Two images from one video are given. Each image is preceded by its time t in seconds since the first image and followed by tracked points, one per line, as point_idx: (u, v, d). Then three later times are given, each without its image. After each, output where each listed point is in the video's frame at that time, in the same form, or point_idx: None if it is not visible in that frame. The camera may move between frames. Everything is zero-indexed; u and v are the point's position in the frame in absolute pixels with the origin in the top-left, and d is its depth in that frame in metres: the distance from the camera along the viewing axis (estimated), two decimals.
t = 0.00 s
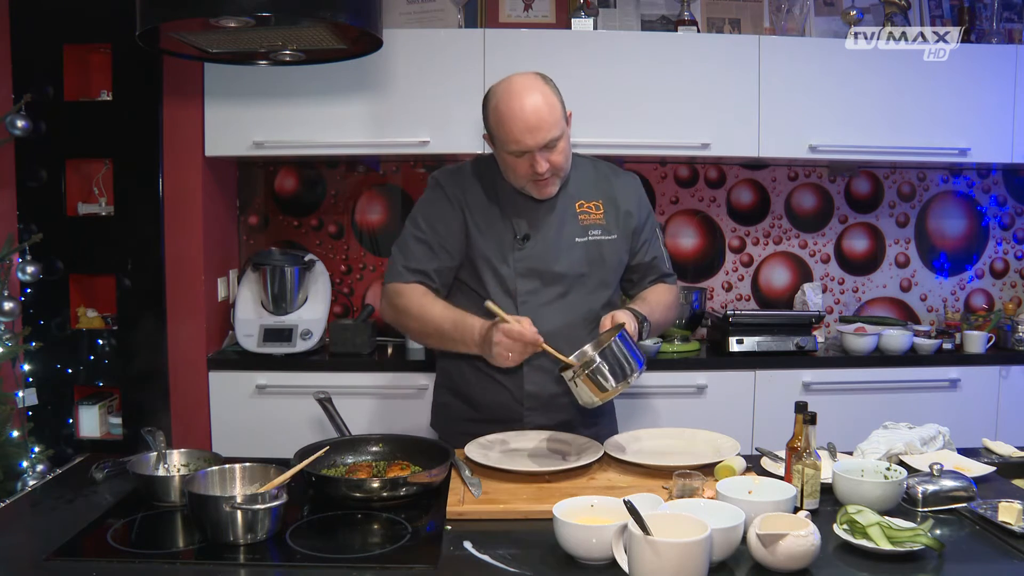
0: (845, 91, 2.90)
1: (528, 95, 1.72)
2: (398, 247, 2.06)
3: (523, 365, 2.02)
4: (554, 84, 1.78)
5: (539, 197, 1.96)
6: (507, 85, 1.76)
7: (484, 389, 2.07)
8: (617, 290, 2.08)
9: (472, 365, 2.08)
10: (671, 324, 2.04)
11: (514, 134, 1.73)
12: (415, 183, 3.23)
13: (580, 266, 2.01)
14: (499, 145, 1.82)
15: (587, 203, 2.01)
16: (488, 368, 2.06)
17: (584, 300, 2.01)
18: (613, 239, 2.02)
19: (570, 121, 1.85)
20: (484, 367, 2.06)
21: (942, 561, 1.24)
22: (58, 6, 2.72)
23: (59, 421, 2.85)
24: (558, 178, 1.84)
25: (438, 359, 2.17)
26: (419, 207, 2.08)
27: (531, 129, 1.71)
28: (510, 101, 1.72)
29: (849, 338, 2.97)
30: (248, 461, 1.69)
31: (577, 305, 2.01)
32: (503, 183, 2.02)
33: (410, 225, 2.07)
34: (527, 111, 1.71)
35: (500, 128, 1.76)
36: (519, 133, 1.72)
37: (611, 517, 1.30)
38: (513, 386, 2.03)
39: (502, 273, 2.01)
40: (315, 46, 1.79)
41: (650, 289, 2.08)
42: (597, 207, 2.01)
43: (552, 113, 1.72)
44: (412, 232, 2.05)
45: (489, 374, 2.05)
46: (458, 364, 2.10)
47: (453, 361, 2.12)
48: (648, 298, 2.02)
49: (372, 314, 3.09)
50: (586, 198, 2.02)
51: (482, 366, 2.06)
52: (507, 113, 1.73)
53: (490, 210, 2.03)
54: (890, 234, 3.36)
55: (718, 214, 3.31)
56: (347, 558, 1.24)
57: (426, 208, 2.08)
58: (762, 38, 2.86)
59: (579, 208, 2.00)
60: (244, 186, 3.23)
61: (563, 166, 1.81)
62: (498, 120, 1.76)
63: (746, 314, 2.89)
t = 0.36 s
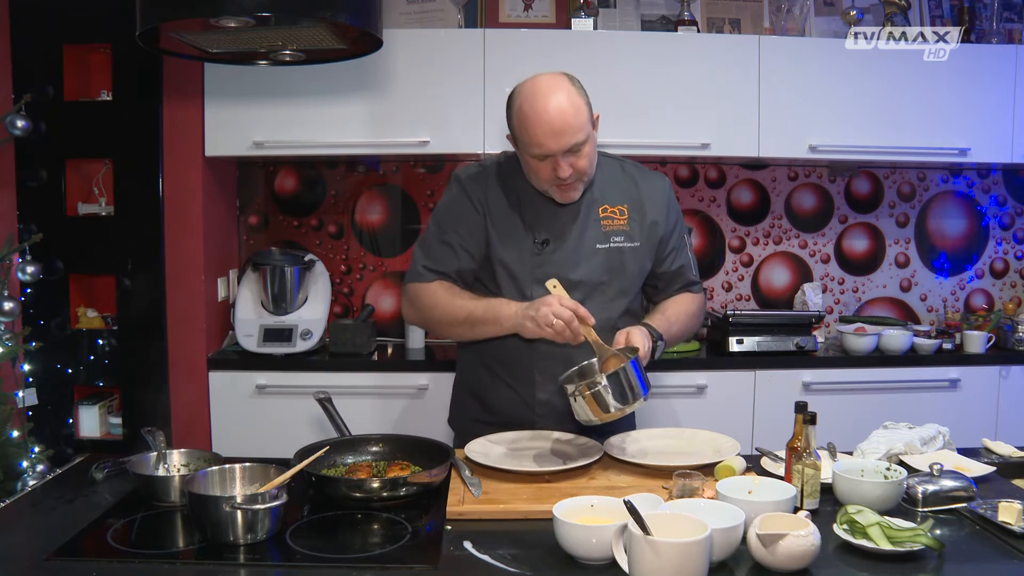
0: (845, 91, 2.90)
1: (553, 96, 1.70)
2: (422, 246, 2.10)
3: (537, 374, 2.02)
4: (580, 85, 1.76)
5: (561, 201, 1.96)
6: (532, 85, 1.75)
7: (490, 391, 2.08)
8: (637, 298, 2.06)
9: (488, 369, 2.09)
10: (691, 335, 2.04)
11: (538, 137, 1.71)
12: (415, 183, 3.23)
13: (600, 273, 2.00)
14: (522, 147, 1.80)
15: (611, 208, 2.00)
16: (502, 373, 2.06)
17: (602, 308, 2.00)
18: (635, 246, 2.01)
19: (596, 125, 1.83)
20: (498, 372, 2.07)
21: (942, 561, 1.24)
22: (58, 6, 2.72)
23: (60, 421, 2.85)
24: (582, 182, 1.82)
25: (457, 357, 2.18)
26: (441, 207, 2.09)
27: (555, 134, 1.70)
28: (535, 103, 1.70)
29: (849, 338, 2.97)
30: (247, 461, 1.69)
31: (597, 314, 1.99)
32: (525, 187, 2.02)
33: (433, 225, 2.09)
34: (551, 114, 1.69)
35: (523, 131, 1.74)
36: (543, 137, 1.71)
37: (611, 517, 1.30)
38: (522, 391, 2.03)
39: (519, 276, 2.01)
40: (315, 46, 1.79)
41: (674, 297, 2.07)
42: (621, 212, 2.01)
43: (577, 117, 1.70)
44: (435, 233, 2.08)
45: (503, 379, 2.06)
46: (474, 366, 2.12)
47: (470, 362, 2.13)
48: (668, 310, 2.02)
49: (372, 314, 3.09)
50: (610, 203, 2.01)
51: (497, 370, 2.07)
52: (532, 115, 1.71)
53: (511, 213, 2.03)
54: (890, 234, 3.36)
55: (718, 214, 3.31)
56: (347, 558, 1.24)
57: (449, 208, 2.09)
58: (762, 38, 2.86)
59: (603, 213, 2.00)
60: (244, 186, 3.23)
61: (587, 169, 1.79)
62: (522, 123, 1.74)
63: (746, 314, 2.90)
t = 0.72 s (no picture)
0: (845, 91, 2.90)
1: (561, 98, 1.70)
2: (427, 248, 2.09)
3: (541, 377, 2.02)
4: (587, 85, 1.76)
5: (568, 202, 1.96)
6: (540, 86, 1.75)
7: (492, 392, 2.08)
8: (645, 299, 2.07)
9: (493, 371, 2.09)
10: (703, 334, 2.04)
11: (546, 139, 1.71)
12: (415, 183, 3.23)
13: (608, 275, 2.00)
14: (529, 149, 1.80)
15: (619, 209, 2.01)
16: (507, 376, 2.07)
17: (609, 310, 2.00)
18: (643, 248, 2.01)
19: (603, 125, 1.83)
20: (503, 374, 2.07)
21: (942, 561, 1.24)
22: (57, 6, 2.72)
23: (60, 421, 2.85)
24: (589, 183, 1.82)
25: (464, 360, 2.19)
26: (447, 209, 2.08)
27: (563, 136, 1.70)
28: (542, 105, 1.70)
29: (849, 338, 2.97)
30: (247, 461, 1.69)
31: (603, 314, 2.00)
32: (530, 189, 2.02)
33: (439, 227, 2.08)
34: (559, 116, 1.70)
35: (531, 133, 1.74)
36: (551, 139, 1.71)
37: (611, 517, 1.30)
38: (526, 392, 2.03)
39: (525, 278, 2.02)
40: (315, 46, 1.79)
41: (685, 296, 2.07)
42: (629, 213, 2.01)
43: (585, 118, 1.70)
44: (441, 235, 2.06)
45: (507, 380, 2.07)
46: (480, 368, 2.12)
47: (475, 362, 2.14)
48: (681, 308, 2.01)
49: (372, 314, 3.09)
50: (617, 204, 2.01)
51: (502, 373, 2.07)
52: (540, 117, 1.71)
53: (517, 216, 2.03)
54: (890, 234, 3.36)
55: (718, 214, 3.31)
56: (347, 558, 1.24)
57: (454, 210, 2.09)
58: (762, 38, 2.86)
59: (611, 214, 2.00)
60: (244, 186, 3.23)
61: (594, 171, 1.80)
62: (530, 124, 1.74)
63: (746, 314, 2.90)
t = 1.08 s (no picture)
0: (845, 91, 2.90)
1: (536, 88, 1.73)
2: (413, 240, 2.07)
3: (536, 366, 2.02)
4: (561, 75, 1.79)
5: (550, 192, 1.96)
6: (515, 77, 1.77)
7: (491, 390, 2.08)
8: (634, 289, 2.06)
9: (486, 367, 2.09)
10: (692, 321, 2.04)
11: (522, 128, 1.74)
12: (415, 183, 3.23)
13: (594, 264, 2.00)
14: (507, 140, 1.83)
15: (601, 200, 2.01)
16: (501, 370, 2.07)
17: (598, 299, 2.00)
18: (629, 237, 2.01)
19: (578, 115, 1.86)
20: (496, 368, 2.07)
21: (942, 561, 1.24)
22: (58, 7, 2.72)
23: (60, 421, 2.85)
24: (569, 172, 1.84)
25: (454, 359, 2.17)
26: (433, 201, 2.08)
27: (539, 124, 1.72)
28: (518, 95, 1.73)
29: (849, 338, 2.97)
30: (247, 461, 1.69)
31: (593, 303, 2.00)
32: (514, 181, 2.02)
33: (426, 219, 2.07)
34: (534, 106, 1.72)
35: (508, 123, 1.77)
36: (528, 128, 1.73)
37: (611, 517, 1.30)
38: (526, 390, 2.03)
39: (512, 268, 2.02)
40: (315, 46, 1.79)
41: (671, 285, 2.08)
42: (611, 203, 2.01)
43: (561, 106, 1.73)
44: (427, 225, 2.06)
45: (501, 374, 2.06)
46: (471, 365, 2.12)
47: (466, 359, 2.13)
48: (669, 295, 2.02)
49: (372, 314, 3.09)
50: (599, 194, 2.01)
51: (495, 367, 2.07)
52: (515, 107, 1.74)
53: (501, 206, 2.03)
54: (890, 234, 3.36)
55: (718, 214, 3.31)
56: (347, 558, 1.24)
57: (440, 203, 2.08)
58: (762, 38, 2.86)
59: (593, 205, 2.00)
60: (244, 185, 3.23)
61: (572, 159, 1.82)
62: (507, 116, 1.77)
63: (746, 314, 2.89)
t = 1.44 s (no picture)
0: (845, 91, 2.90)
1: (511, 89, 1.75)
2: (399, 251, 2.07)
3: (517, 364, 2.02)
4: (536, 78, 1.81)
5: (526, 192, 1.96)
6: (491, 80, 1.79)
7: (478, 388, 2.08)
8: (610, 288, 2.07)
9: (468, 365, 2.09)
10: (661, 325, 2.03)
11: (500, 127, 1.75)
12: (415, 183, 3.23)
13: (573, 262, 2.01)
14: (485, 141, 1.84)
15: (577, 199, 2.01)
16: (483, 367, 2.07)
17: (577, 297, 2.01)
18: (605, 235, 2.02)
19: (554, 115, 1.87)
20: (478, 365, 2.07)
21: (942, 561, 1.24)
22: (58, 7, 2.72)
23: (59, 421, 2.85)
24: (547, 171, 1.84)
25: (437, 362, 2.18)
26: (414, 210, 2.08)
27: (515, 123, 1.74)
28: (494, 96, 1.75)
29: (849, 338, 2.97)
30: (248, 461, 1.69)
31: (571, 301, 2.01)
32: (492, 182, 2.02)
33: (409, 229, 2.07)
34: (509, 105, 1.74)
35: (485, 124, 1.78)
36: (505, 126, 1.74)
37: (611, 517, 1.30)
38: (510, 386, 2.03)
39: (494, 269, 2.01)
40: (315, 46, 1.79)
41: (643, 286, 2.07)
42: (587, 203, 2.01)
43: (536, 105, 1.75)
44: (411, 235, 2.06)
45: (483, 371, 2.07)
46: (453, 364, 2.12)
47: (449, 359, 2.13)
48: (639, 300, 2.01)
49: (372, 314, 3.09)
50: (575, 194, 2.01)
51: (477, 365, 2.07)
52: (491, 107, 1.76)
53: (481, 208, 2.03)
54: (890, 234, 3.36)
55: (718, 214, 3.30)
56: (347, 558, 1.24)
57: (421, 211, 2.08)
58: (762, 38, 2.86)
59: (569, 205, 2.00)
60: (244, 186, 3.23)
61: (550, 157, 1.82)
62: (484, 116, 1.78)
63: (746, 314, 2.89)
